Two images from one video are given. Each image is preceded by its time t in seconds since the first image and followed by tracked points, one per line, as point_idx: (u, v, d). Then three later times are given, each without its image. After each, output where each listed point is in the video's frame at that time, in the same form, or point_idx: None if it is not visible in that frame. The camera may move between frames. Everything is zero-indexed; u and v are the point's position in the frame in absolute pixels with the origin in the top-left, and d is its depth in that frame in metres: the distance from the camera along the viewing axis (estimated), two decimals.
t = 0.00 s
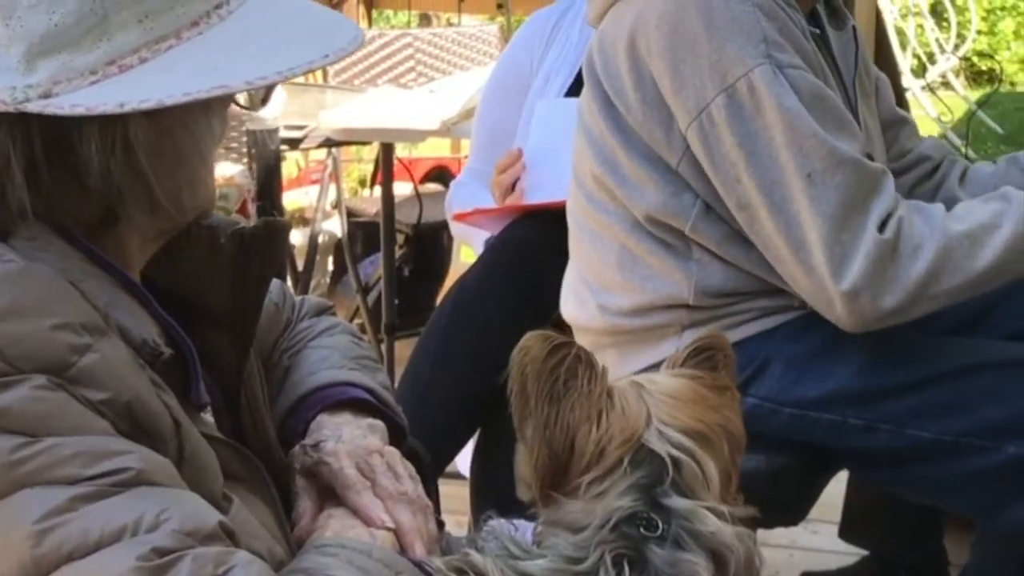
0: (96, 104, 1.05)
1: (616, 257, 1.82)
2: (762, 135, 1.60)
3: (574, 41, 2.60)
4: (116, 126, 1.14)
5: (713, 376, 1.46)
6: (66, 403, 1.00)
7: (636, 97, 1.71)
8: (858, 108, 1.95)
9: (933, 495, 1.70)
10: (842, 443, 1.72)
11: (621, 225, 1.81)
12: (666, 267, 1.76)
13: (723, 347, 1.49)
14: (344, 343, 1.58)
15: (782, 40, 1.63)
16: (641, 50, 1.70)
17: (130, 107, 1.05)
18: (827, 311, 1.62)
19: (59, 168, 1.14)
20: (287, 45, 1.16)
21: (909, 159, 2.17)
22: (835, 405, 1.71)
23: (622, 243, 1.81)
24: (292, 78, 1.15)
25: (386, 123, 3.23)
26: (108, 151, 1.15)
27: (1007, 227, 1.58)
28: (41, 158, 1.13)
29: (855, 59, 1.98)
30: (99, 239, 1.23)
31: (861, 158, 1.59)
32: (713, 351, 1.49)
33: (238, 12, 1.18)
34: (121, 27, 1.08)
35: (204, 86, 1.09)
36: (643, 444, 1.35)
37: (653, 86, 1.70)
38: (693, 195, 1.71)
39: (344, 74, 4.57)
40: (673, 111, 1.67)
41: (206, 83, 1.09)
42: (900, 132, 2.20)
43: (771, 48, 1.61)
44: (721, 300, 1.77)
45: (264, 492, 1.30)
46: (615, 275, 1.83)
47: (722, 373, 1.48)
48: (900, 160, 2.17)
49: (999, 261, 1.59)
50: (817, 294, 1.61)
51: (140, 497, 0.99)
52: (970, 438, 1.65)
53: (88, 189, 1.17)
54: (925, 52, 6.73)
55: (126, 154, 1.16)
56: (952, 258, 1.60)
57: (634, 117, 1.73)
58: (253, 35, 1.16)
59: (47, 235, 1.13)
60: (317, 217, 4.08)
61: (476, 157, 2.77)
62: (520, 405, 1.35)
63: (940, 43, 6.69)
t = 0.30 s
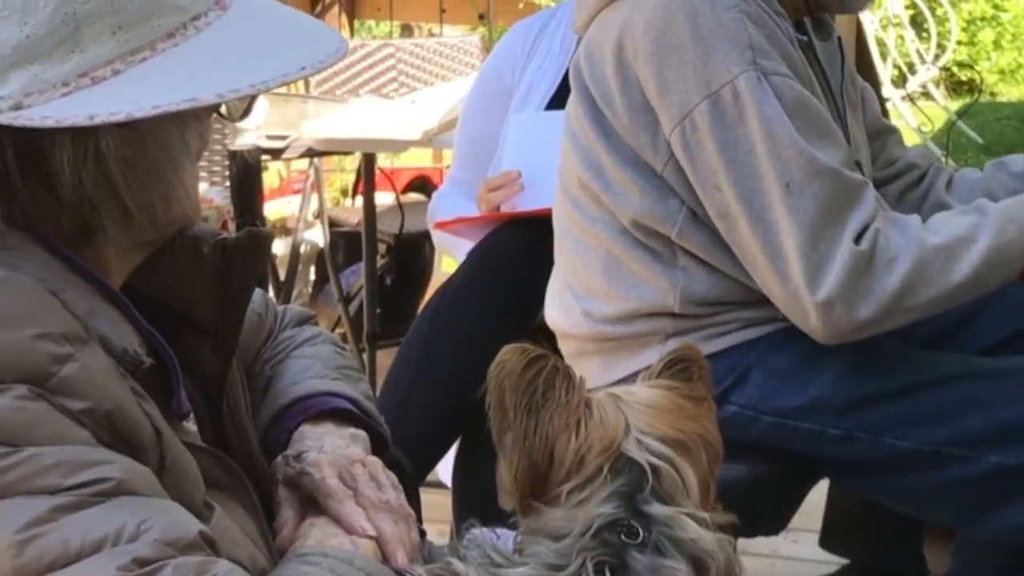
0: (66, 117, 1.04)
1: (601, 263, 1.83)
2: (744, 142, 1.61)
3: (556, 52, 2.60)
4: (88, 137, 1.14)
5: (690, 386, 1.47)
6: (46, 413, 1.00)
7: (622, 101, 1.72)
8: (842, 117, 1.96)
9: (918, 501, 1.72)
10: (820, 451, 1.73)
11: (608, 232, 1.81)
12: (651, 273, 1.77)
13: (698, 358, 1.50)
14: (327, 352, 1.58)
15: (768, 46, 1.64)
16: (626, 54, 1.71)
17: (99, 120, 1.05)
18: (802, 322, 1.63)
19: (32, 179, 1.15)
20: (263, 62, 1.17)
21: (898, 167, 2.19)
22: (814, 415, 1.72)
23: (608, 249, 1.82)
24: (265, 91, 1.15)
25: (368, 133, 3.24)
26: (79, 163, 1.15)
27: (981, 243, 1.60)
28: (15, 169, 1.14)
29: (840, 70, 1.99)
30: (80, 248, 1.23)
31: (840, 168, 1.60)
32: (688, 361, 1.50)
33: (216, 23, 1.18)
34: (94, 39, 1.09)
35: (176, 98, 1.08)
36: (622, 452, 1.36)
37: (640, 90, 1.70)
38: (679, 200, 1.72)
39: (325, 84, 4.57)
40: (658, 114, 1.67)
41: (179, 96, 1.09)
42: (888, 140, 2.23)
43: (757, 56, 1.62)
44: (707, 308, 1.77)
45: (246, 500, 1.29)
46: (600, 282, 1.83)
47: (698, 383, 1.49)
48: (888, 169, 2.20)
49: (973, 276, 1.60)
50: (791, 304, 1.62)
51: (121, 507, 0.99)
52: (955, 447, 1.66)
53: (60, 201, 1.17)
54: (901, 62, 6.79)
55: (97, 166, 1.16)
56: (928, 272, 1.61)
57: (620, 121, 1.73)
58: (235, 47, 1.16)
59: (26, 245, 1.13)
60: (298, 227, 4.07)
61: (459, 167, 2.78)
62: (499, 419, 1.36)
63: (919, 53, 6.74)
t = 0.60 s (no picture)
0: (38, 126, 1.05)
1: (582, 274, 1.84)
2: (726, 153, 1.63)
3: (536, 62, 2.62)
4: (61, 148, 1.15)
5: (669, 395, 1.48)
6: (27, 422, 1.00)
7: (604, 111, 1.73)
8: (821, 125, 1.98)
9: (895, 508, 1.73)
10: (794, 461, 1.74)
11: (590, 242, 1.82)
12: (632, 284, 1.78)
13: (674, 366, 1.50)
14: (308, 362, 1.58)
15: (753, 55, 1.65)
16: (610, 64, 1.72)
17: (71, 130, 1.05)
18: (782, 332, 1.65)
19: (9, 190, 1.16)
20: (245, 68, 1.18)
21: (874, 170, 2.22)
22: (790, 424, 1.73)
23: (589, 260, 1.83)
24: (242, 103, 1.16)
25: (349, 143, 3.24)
26: (53, 173, 1.15)
27: (959, 251, 1.62)
28: None
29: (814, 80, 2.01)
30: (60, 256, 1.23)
31: (820, 180, 1.61)
32: (663, 368, 1.50)
33: (195, 35, 1.19)
34: (69, 49, 1.09)
35: (148, 110, 1.09)
36: (601, 461, 1.37)
37: (622, 99, 1.72)
38: (662, 208, 1.73)
39: (307, 94, 4.58)
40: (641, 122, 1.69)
41: (152, 107, 1.09)
42: (864, 146, 2.27)
43: (740, 65, 1.63)
44: (690, 318, 1.78)
45: (228, 507, 1.30)
46: (582, 292, 1.84)
47: (675, 390, 1.50)
48: (864, 173, 2.22)
49: (951, 284, 1.62)
50: (771, 313, 1.64)
51: (102, 518, 0.99)
52: (932, 461, 1.68)
53: (36, 211, 1.17)
54: (879, 73, 6.84)
55: (71, 176, 1.17)
56: (907, 280, 1.62)
57: (603, 130, 1.74)
58: (216, 58, 1.17)
59: (9, 256, 1.13)
60: (280, 236, 4.07)
61: (439, 178, 2.79)
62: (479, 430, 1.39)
63: (897, 63, 6.80)
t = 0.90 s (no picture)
0: (17, 135, 1.06)
1: (562, 284, 1.85)
2: (703, 165, 1.64)
3: (516, 73, 2.64)
4: (41, 158, 1.15)
5: (651, 401, 1.49)
6: (11, 430, 1.01)
7: (582, 125, 1.75)
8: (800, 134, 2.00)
9: (880, 510, 1.74)
10: (784, 460, 1.76)
11: (567, 252, 1.83)
12: (613, 293, 1.79)
13: (659, 372, 1.51)
14: (291, 371, 1.58)
15: (728, 69, 1.68)
16: (587, 78, 1.74)
17: (50, 140, 1.07)
18: (760, 343, 1.66)
19: None
20: (225, 75, 1.19)
21: (850, 184, 2.24)
22: (776, 426, 1.75)
23: (567, 270, 1.84)
24: (221, 112, 1.16)
25: (333, 152, 3.25)
26: (34, 182, 1.16)
27: (935, 260, 1.63)
28: None
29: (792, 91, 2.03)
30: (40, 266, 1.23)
31: (797, 193, 1.63)
32: (647, 374, 1.51)
33: (175, 44, 1.19)
34: (49, 58, 1.09)
35: (127, 119, 1.10)
36: (581, 469, 1.38)
37: (599, 112, 1.73)
38: (640, 221, 1.75)
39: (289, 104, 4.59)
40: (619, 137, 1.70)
41: (129, 116, 1.10)
42: (841, 157, 2.29)
43: (717, 79, 1.66)
44: (667, 324, 1.80)
45: (209, 515, 1.30)
46: (561, 302, 1.86)
47: (657, 397, 1.51)
48: (840, 186, 2.24)
49: (928, 293, 1.63)
50: (750, 326, 1.66)
51: (85, 526, 1.00)
52: (915, 449, 1.69)
53: (17, 221, 1.19)
54: (859, 83, 6.90)
55: (52, 185, 1.17)
56: (884, 290, 1.63)
57: (580, 143, 1.76)
58: (195, 69, 1.18)
59: None
60: (263, 246, 4.07)
61: (421, 189, 2.80)
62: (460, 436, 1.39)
63: (877, 73, 6.86)
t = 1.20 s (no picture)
0: None
1: (544, 297, 1.86)
2: (683, 185, 1.65)
3: (500, 83, 2.65)
4: (17, 167, 1.16)
5: (633, 409, 1.50)
6: None
7: (562, 141, 1.76)
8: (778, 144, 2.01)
9: (858, 524, 1.76)
10: (765, 476, 1.77)
11: (548, 266, 1.84)
12: (594, 307, 1.80)
13: (643, 379, 1.52)
14: (273, 381, 1.58)
15: (708, 86, 1.69)
16: (567, 93, 1.75)
17: (27, 150, 1.07)
18: (737, 360, 1.68)
19: None
20: (204, 84, 1.20)
21: (819, 192, 2.31)
22: (757, 441, 1.76)
23: (550, 283, 1.84)
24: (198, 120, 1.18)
25: (315, 163, 3.25)
26: (11, 190, 1.17)
27: (913, 281, 1.65)
28: None
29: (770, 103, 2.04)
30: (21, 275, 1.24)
31: (775, 212, 1.64)
32: (632, 382, 1.52)
33: (153, 53, 1.20)
34: (25, 68, 1.09)
35: (103, 128, 1.11)
36: (562, 480, 1.38)
37: (579, 129, 1.75)
38: (621, 238, 1.75)
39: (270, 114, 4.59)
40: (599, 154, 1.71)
41: (102, 125, 1.11)
42: (812, 164, 2.35)
43: (697, 96, 1.66)
44: (648, 338, 1.80)
45: (191, 523, 1.31)
46: (544, 317, 1.86)
47: (642, 404, 1.51)
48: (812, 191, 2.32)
49: (906, 314, 1.65)
50: (727, 343, 1.67)
51: (68, 534, 1.00)
52: (894, 470, 1.71)
53: None
54: (838, 93, 6.97)
55: (29, 194, 1.18)
56: (860, 313, 1.65)
57: (560, 159, 1.77)
58: (177, 82, 1.18)
59: None
60: (245, 255, 4.08)
61: (403, 198, 2.80)
62: (440, 447, 1.40)
63: (856, 84, 6.92)
